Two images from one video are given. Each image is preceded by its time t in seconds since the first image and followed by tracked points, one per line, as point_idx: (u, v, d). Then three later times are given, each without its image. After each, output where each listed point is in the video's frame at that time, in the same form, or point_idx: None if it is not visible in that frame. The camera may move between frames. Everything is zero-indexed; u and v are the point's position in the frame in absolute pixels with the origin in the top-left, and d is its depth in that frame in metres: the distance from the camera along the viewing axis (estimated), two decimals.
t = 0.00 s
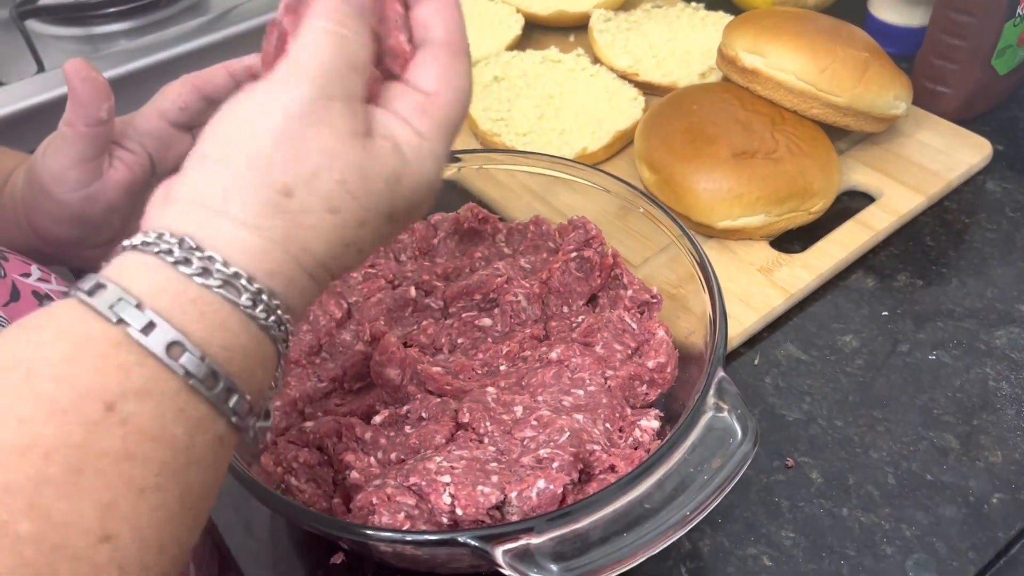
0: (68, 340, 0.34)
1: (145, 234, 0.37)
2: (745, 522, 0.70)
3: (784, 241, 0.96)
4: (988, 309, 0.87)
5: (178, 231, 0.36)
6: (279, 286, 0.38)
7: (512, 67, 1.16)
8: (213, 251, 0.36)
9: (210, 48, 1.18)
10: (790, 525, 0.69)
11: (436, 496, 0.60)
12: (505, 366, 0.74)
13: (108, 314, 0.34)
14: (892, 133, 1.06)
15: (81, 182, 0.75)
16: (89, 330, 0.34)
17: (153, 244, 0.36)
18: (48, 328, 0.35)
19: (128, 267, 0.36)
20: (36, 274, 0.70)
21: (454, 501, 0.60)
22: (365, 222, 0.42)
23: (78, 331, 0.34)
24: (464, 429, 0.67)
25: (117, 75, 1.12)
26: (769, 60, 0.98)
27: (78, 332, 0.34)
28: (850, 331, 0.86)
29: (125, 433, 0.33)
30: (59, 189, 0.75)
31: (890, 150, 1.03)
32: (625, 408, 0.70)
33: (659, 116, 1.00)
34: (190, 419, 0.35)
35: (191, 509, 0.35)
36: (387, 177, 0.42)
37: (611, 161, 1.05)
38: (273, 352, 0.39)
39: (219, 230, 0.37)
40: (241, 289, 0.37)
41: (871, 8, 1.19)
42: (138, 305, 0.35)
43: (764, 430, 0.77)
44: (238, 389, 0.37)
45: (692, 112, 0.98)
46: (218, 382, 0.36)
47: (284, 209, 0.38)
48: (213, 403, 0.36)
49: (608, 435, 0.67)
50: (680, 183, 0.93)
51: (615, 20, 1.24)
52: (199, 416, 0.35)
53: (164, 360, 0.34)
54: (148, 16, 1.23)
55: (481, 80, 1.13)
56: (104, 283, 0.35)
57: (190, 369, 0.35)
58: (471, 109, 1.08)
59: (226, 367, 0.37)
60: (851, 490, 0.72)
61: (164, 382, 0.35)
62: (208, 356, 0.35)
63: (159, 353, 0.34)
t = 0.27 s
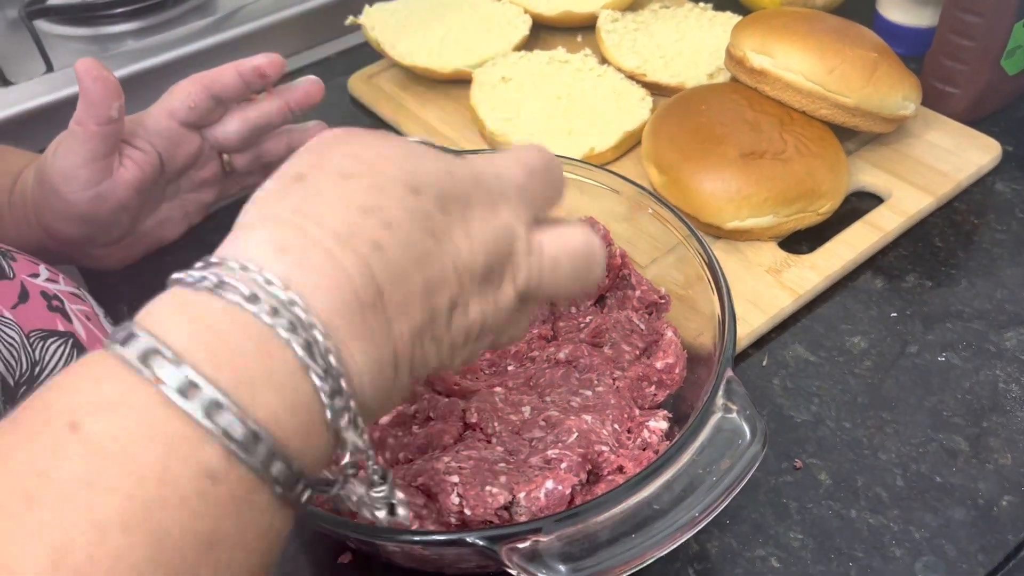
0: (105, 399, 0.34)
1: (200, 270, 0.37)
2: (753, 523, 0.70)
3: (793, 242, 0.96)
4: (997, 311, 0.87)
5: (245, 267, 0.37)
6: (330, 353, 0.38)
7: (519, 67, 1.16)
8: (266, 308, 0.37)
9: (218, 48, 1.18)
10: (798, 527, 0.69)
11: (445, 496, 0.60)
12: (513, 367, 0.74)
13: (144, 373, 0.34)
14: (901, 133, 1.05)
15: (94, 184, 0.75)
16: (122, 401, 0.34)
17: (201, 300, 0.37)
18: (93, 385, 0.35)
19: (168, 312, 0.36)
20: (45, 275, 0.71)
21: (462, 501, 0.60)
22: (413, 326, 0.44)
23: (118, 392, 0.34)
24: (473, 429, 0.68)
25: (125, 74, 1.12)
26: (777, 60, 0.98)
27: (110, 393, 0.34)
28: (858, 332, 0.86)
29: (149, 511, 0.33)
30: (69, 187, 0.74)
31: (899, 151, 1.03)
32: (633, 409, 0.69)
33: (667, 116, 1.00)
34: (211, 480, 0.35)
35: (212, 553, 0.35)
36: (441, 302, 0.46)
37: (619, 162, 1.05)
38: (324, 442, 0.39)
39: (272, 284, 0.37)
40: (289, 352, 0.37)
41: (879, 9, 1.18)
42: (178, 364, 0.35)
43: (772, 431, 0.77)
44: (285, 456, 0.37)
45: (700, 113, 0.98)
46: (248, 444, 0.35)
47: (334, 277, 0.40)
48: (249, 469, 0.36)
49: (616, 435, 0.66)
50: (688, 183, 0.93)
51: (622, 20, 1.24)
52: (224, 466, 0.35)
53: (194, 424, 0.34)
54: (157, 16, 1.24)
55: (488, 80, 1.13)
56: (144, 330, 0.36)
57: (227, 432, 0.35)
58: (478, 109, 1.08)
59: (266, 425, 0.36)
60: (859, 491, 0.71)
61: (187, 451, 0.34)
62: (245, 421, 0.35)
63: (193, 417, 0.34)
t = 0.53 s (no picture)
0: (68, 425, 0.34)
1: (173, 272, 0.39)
2: (750, 524, 0.70)
3: (791, 246, 0.97)
4: (994, 315, 0.87)
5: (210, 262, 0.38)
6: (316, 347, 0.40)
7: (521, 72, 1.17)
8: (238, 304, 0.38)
9: (223, 52, 1.20)
10: (794, 527, 0.70)
11: (445, 495, 0.61)
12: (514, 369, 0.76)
13: (124, 365, 0.35)
14: (899, 139, 1.06)
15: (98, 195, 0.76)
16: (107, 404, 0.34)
17: (179, 297, 0.38)
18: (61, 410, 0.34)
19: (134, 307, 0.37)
20: (49, 279, 0.72)
21: (462, 501, 0.61)
22: (389, 343, 0.44)
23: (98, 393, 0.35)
24: (473, 431, 0.69)
25: (131, 78, 1.14)
26: (777, 66, 0.99)
27: (80, 412, 0.34)
28: (856, 335, 0.86)
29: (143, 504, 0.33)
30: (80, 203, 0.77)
31: (897, 156, 1.04)
32: (633, 411, 0.70)
33: (667, 122, 1.01)
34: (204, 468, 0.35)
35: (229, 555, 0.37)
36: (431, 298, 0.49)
37: (619, 166, 1.06)
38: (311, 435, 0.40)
39: (246, 276, 0.39)
40: (272, 345, 0.39)
41: (879, 14, 1.19)
42: (160, 352, 0.35)
43: (769, 432, 0.78)
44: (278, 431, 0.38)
45: (700, 117, 0.99)
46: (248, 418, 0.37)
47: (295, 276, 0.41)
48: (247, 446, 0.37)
49: (615, 436, 0.67)
50: (688, 187, 0.94)
51: (624, 25, 1.25)
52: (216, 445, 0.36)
53: (180, 404, 0.35)
54: (163, 20, 1.25)
55: (491, 84, 1.14)
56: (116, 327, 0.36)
57: (212, 409, 0.36)
58: (481, 113, 1.09)
59: (271, 415, 0.38)
60: (855, 493, 0.72)
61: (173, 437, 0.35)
62: (240, 398, 0.37)
63: (177, 400, 0.35)
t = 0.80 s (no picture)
0: (206, 341, 0.36)
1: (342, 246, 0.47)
2: (754, 521, 0.71)
3: (794, 246, 0.97)
4: (996, 315, 0.88)
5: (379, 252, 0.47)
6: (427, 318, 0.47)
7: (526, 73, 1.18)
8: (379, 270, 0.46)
9: (230, 52, 1.20)
10: (797, 525, 0.70)
11: (450, 492, 0.62)
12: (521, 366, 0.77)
13: (302, 289, 0.41)
14: (902, 140, 1.07)
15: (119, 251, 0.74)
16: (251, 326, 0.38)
17: (335, 258, 0.45)
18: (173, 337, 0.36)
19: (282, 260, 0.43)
20: (54, 281, 0.73)
21: (467, 497, 0.62)
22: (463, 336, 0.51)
23: (238, 325, 0.37)
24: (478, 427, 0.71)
25: (139, 79, 1.14)
26: (780, 67, 1.00)
27: (219, 337, 0.37)
28: (858, 335, 0.87)
29: (220, 463, 0.33)
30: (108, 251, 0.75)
31: (900, 157, 1.04)
32: (638, 409, 0.71)
33: (671, 123, 1.01)
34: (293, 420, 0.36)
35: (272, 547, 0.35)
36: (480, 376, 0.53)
37: (623, 166, 1.06)
38: (417, 390, 0.45)
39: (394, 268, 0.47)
40: (399, 307, 0.45)
41: (883, 16, 1.20)
42: (333, 282, 0.42)
43: (772, 431, 0.78)
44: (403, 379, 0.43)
45: (704, 118, 0.99)
46: (382, 354, 0.42)
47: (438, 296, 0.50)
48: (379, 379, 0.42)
49: (620, 434, 0.68)
50: (692, 188, 0.94)
51: (628, 26, 1.26)
52: (352, 358, 0.40)
53: (343, 322, 0.41)
54: (170, 20, 1.26)
55: (496, 85, 1.15)
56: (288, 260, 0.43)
57: (369, 341, 0.41)
58: (486, 114, 1.09)
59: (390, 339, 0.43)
60: (858, 492, 0.73)
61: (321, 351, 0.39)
62: (382, 332, 0.42)
63: (349, 325, 0.41)
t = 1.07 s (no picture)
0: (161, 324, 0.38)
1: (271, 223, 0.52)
2: (750, 527, 0.72)
3: (792, 254, 0.98)
4: (992, 323, 0.89)
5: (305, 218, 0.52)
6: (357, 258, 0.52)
7: (527, 80, 1.19)
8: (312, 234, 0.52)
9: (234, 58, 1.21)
10: (793, 531, 0.71)
11: (446, 496, 0.63)
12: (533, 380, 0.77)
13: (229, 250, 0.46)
14: (900, 148, 1.08)
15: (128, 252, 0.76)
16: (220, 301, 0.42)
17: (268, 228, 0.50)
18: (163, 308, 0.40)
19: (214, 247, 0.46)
20: (65, 287, 0.73)
21: (463, 502, 0.63)
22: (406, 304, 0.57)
23: (216, 295, 0.42)
24: (475, 433, 0.71)
25: (143, 84, 1.15)
26: (779, 77, 1.00)
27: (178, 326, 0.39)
28: (856, 342, 0.88)
29: (223, 416, 0.38)
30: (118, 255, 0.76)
31: (898, 166, 1.05)
32: (633, 416, 0.72)
33: (670, 132, 1.02)
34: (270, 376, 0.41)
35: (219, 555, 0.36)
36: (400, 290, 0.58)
37: (623, 174, 1.07)
38: (365, 329, 0.50)
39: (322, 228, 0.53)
40: (335, 256, 0.51)
41: (882, 25, 1.21)
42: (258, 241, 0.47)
43: (770, 438, 0.79)
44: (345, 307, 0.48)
45: (703, 127, 1.00)
46: (329, 293, 0.47)
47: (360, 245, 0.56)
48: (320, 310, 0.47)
49: (614, 441, 0.69)
50: (691, 196, 0.95)
51: (629, 34, 1.27)
52: (306, 310, 0.45)
53: (276, 270, 0.46)
54: (175, 27, 1.27)
55: (497, 92, 1.16)
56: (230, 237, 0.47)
57: (301, 277, 0.46)
58: (487, 122, 1.10)
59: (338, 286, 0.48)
60: (853, 498, 0.74)
61: (277, 304, 0.44)
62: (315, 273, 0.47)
63: (275, 268, 0.46)
